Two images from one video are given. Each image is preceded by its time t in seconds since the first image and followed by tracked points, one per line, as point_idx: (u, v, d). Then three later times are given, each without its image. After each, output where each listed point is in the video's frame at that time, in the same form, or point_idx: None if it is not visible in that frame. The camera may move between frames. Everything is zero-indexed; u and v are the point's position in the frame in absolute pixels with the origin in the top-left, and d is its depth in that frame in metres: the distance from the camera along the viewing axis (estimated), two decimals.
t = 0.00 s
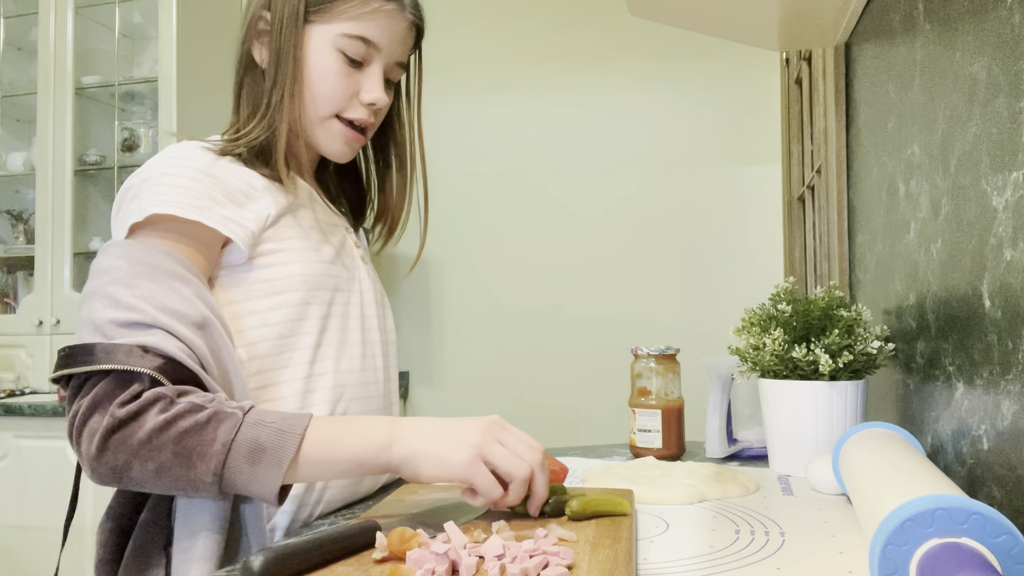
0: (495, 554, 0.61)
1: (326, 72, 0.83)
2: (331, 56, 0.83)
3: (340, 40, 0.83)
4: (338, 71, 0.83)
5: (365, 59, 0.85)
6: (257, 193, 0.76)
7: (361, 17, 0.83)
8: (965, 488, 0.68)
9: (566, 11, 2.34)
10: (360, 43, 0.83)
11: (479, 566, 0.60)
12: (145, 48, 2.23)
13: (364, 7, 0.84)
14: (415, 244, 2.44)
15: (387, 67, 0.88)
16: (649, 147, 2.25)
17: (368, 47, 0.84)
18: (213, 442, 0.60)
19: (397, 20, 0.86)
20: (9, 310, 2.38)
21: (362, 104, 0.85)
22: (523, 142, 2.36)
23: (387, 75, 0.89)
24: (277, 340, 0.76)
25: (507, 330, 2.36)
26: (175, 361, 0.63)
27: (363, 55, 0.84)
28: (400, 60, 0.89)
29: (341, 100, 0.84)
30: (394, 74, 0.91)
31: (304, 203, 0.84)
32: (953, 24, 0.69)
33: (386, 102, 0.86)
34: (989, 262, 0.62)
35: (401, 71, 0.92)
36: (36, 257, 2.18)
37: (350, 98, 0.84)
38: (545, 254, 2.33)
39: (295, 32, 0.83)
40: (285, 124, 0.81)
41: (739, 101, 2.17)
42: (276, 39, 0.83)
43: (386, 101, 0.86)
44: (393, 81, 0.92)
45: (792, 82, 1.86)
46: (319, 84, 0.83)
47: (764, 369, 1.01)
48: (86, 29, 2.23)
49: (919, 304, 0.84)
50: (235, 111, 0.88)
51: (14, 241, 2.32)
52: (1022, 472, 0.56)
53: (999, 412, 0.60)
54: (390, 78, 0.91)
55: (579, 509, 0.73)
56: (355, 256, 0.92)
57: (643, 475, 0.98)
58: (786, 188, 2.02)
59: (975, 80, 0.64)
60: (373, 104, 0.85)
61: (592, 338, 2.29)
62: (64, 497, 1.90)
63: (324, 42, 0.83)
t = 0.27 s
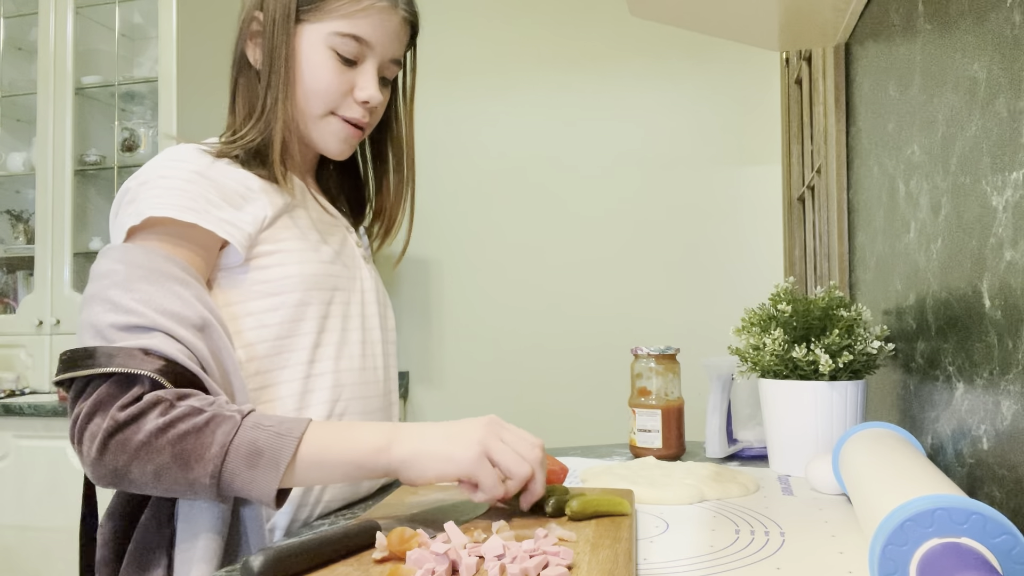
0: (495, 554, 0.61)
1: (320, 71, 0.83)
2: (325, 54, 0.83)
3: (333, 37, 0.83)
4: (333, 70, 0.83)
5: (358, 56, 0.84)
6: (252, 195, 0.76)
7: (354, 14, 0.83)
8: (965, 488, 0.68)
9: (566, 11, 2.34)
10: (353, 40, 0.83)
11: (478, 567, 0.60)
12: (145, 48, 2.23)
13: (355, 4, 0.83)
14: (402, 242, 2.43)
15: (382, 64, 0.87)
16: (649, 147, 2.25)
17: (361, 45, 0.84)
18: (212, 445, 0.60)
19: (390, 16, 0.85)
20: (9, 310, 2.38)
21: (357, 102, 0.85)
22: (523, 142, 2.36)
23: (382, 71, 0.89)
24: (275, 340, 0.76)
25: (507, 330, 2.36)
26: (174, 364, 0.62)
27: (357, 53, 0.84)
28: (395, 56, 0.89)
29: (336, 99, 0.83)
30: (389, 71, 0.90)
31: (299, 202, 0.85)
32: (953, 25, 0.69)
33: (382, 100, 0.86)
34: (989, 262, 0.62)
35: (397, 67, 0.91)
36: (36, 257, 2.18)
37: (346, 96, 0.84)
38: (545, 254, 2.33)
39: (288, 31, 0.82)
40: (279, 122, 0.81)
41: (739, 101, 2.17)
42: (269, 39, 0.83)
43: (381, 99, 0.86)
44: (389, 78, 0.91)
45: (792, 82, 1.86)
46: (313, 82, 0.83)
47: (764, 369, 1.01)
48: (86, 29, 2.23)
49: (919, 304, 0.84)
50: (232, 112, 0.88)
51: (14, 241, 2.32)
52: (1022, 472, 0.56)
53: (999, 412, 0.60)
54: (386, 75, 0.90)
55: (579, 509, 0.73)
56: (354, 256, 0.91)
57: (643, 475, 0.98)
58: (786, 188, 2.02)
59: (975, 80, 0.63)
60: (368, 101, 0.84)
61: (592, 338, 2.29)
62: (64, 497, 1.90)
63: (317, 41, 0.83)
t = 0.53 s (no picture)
0: (495, 554, 0.61)
1: (320, 71, 0.83)
2: (325, 54, 0.83)
3: (333, 38, 0.83)
4: (333, 70, 0.83)
5: (359, 58, 0.84)
6: (248, 198, 0.76)
7: (355, 15, 0.83)
8: (965, 488, 0.68)
9: (566, 11, 2.34)
10: (353, 40, 0.83)
11: (478, 566, 0.60)
12: (145, 48, 2.23)
13: (355, 5, 0.83)
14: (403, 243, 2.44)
15: (382, 64, 0.87)
16: (648, 147, 2.25)
17: (361, 46, 0.84)
18: (180, 442, 0.60)
19: (391, 17, 0.84)
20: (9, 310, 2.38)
21: (356, 103, 0.85)
22: (523, 142, 2.36)
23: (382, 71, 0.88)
24: (273, 341, 0.76)
25: (507, 330, 2.36)
26: (146, 366, 0.63)
27: (357, 53, 0.84)
28: (395, 55, 0.89)
29: (336, 99, 0.84)
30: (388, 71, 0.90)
31: (296, 203, 0.85)
32: (953, 25, 0.69)
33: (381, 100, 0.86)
34: (989, 262, 0.62)
35: (397, 65, 0.91)
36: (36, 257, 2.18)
37: (345, 97, 0.84)
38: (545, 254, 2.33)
39: (288, 31, 0.82)
40: (279, 122, 0.81)
41: (738, 101, 2.17)
42: (269, 38, 0.82)
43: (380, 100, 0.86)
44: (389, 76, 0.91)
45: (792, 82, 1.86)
46: (312, 83, 0.83)
47: (764, 369, 1.01)
48: (86, 29, 2.23)
49: (919, 304, 0.84)
50: (230, 112, 0.88)
51: (14, 241, 2.32)
52: (1022, 473, 0.56)
53: (999, 412, 0.60)
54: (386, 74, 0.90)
55: (579, 509, 0.73)
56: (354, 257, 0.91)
57: (643, 475, 0.98)
58: (786, 188, 2.02)
59: (976, 80, 0.64)
60: (368, 103, 0.85)
61: (592, 338, 2.29)
62: (64, 497, 1.90)
63: (317, 41, 0.83)
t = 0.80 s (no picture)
0: (495, 554, 0.61)
1: (296, 54, 0.81)
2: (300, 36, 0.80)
3: (305, 17, 0.80)
4: (308, 51, 0.81)
5: (332, 35, 0.81)
6: (242, 201, 0.76)
7: None
8: (966, 488, 0.68)
9: (566, 11, 2.34)
10: (325, 17, 0.80)
11: (479, 566, 0.60)
12: (146, 48, 2.23)
13: None
14: (404, 244, 2.44)
15: (362, 43, 0.83)
16: (648, 147, 2.25)
17: (333, 20, 0.80)
18: (132, 442, 0.61)
19: None
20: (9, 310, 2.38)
21: (334, 84, 0.81)
22: (523, 142, 2.36)
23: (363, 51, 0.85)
24: (270, 344, 0.76)
25: (507, 330, 2.36)
26: (105, 373, 0.64)
27: (331, 32, 0.81)
28: (377, 33, 0.85)
29: (312, 81, 0.81)
30: (375, 50, 0.86)
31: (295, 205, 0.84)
32: (953, 24, 0.69)
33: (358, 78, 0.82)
34: (989, 261, 0.62)
35: (384, 45, 0.87)
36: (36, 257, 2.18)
37: (321, 78, 0.81)
38: (545, 254, 2.33)
39: (264, 24, 0.82)
40: (262, 112, 0.81)
41: (738, 101, 2.17)
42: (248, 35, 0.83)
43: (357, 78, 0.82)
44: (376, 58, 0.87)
45: (792, 82, 1.86)
46: (287, 66, 0.81)
47: (764, 369, 1.01)
48: (86, 29, 2.24)
49: (919, 304, 0.84)
50: (219, 110, 0.88)
51: (14, 241, 2.32)
52: (1023, 473, 0.56)
53: (999, 412, 0.60)
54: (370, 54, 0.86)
55: (579, 508, 0.73)
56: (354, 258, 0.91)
57: (643, 475, 0.98)
58: (786, 188, 2.02)
59: (975, 80, 0.64)
60: (344, 81, 0.81)
61: (592, 338, 2.29)
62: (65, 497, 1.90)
63: (291, 24, 0.81)
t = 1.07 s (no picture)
0: (495, 554, 0.61)
1: (297, 57, 0.81)
2: (301, 39, 0.81)
3: (306, 21, 0.81)
4: (309, 55, 0.81)
5: (333, 37, 0.82)
6: (225, 202, 0.75)
7: None
8: (965, 488, 0.68)
9: (566, 11, 2.34)
10: (325, 20, 0.80)
11: (479, 566, 0.60)
12: (146, 48, 2.23)
13: None
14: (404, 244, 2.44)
15: (362, 46, 0.83)
16: (648, 147, 2.25)
17: (332, 23, 0.81)
18: (79, 419, 0.61)
19: None
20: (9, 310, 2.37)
21: (333, 87, 0.81)
22: (523, 142, 2.36)
23: (364, 54, 0.84)
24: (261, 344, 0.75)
25: (507, 330, 2.36)
26: (74, 361, 0.65)
27: (331, 36, 0.81)
28: (378, 36, 0.84)
29: (312, 84, 0.81)
30: (376, 53, 0.86)
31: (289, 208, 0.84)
32: (953, 25, 0.69)
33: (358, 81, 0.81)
34: (989, 261, 0.62)
35: (386, 47, 0.87)
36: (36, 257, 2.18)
37: (321, 81, 0.81)
38: (545, 254, 2.33)
39: (266, 26, 0.82)
40: (256, 114, 0.81)
41: (738, 101, 2.17)
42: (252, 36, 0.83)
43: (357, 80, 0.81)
44: (379, 61, 0.87)
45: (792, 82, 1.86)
46: (287, 68, 0.81)
47: (764, 369, 1.01)
48: (86, 29, 2.23)
49: (919, 304, 0.84)
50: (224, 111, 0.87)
51: (14, 241, 2.32)
52: (1022, 473, 0.56)
53: (999, 412, 0.60)
54: (373, 56, 0.86)
55: (579, 508, 0.73)
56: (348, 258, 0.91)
57: (643, 475, 0.98)
58: (786, 188, 2.02)
59: (975, 80, 0.63)
60: (343, 84, 0.81)
61: (591, 337, 2.29)
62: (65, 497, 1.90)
63: (291, 28, 0.81)
